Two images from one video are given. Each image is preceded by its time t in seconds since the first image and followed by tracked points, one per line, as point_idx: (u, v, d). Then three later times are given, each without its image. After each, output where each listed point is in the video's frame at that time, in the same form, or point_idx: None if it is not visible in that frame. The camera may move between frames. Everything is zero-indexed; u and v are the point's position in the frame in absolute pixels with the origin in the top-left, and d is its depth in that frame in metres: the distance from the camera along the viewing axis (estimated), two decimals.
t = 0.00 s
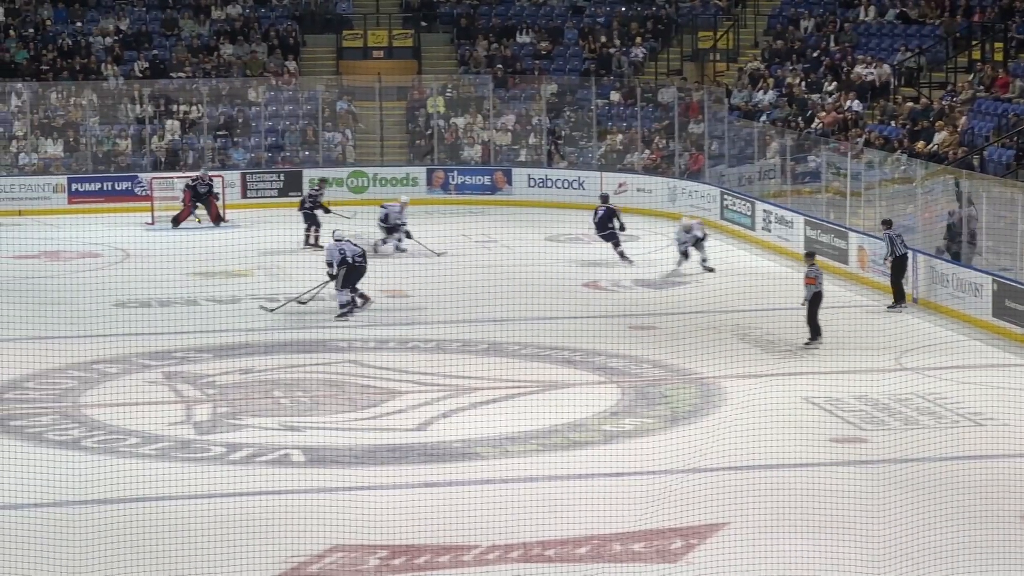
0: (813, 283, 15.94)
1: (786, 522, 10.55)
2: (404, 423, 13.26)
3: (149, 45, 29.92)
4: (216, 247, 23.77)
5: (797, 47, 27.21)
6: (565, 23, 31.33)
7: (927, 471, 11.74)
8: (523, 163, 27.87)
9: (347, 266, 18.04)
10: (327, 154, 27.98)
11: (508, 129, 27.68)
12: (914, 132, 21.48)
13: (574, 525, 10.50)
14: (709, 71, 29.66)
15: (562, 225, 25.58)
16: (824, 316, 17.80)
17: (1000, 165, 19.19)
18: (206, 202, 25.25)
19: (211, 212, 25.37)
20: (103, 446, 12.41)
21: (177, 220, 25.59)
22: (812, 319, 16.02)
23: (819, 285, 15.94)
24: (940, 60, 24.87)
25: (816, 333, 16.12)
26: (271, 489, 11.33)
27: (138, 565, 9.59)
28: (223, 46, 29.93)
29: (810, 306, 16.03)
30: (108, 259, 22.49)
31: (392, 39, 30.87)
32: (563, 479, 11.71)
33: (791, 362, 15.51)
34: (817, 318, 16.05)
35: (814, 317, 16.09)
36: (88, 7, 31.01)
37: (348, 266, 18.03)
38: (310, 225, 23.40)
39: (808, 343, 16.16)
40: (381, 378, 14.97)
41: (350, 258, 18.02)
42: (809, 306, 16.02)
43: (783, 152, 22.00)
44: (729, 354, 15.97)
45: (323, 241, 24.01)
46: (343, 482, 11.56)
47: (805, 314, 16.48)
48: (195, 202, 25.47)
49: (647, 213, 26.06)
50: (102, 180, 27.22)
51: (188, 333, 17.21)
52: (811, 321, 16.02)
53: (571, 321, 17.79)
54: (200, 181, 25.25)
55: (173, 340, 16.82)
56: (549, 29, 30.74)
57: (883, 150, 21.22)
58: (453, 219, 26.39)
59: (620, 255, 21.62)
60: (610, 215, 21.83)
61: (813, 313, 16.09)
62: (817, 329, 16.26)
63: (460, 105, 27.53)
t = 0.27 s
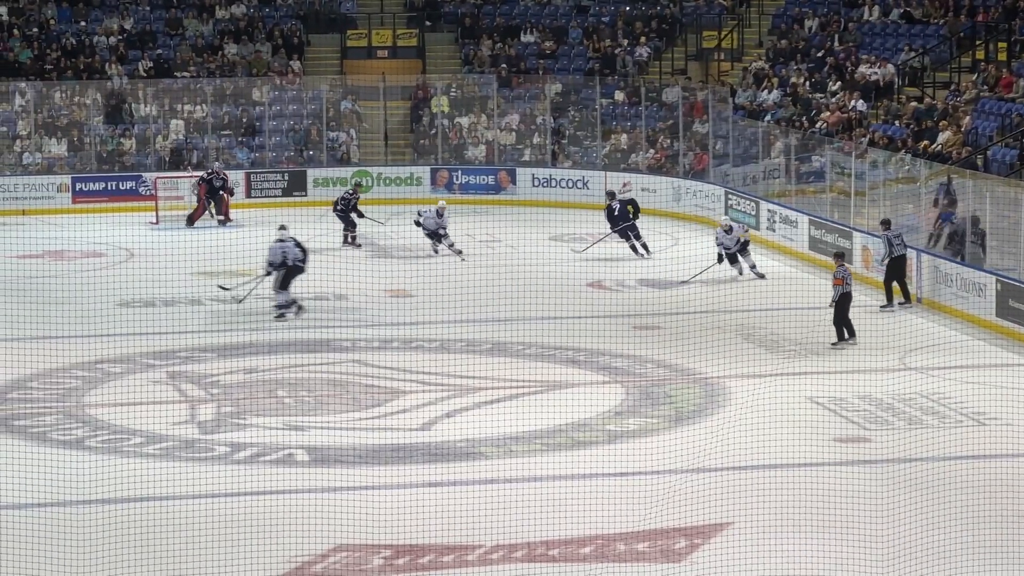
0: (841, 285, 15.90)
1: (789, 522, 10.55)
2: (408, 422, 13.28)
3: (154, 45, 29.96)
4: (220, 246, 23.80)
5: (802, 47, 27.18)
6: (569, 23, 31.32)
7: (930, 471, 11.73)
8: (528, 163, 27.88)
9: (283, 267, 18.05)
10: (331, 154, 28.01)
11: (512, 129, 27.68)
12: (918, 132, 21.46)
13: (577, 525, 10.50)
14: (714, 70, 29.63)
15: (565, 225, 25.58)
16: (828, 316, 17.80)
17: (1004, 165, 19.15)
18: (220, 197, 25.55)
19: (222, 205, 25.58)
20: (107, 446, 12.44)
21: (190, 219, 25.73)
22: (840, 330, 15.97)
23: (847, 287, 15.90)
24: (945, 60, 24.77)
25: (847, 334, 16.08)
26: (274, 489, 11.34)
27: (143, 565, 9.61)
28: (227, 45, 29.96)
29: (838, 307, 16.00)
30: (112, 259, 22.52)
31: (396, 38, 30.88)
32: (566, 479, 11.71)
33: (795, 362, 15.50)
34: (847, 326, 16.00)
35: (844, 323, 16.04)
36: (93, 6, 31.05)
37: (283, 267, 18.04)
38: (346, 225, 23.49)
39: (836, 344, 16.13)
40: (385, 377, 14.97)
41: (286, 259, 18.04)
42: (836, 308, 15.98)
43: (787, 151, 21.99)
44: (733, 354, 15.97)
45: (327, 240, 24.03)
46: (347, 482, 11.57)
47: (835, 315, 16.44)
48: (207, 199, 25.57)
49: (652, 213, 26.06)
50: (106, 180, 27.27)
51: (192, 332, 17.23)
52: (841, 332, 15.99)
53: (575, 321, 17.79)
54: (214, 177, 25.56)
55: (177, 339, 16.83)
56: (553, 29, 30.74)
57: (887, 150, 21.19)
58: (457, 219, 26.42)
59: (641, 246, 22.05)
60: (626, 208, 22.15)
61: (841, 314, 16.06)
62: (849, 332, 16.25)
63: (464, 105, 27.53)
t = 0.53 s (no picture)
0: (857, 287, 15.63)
1: (788, 522, 10.55)
2: (406, 422, 13.28)
3: (152, 44, 29.95)
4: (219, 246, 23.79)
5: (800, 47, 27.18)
6: (568, 22, 31.32)
7: (927, 470, 11.74)
8: (526, 163, 27.87)
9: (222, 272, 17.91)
10: (330, 154, 28.04)
11: (511, 129, 27.68)
12: (917, 131, 21.48)
13: (575, 525, 10.50)
14: (712, 70, 29.63)
15: (564, 224, 25.58)
16: (827, 316, 17.80)
17: (1002, 164, 19.17)
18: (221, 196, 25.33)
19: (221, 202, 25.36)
20: (105, 445, 12.45)
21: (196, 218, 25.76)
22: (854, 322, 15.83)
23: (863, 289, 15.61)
24: (943, 60, 24.78)
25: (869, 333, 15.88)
26: (272, 488, 11.34)
27: (141, 565, 9.61)
28: (226, 45, 29.96)
29: (856, 310, 15.77)
30: (111, 258, 22.52)
31: (395, 38, 30.87)
32: (564, 478, 11.71)
33: (794, 362, 15.50)
34: (864, 320, 15.83)
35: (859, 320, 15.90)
36: (91, 6, 31.04)
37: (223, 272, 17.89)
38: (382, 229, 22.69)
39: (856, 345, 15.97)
40: (384, 377, 14.97)
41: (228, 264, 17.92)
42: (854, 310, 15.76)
43: (786, 151, 22.00)
44: (732, 354, 15.97)
45: (325, 240, 24.03)
46: (345, 482, 11.57)
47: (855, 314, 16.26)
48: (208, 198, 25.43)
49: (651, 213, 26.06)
50: (104, 180, 27.26)
51: (191, 332, 17.23)
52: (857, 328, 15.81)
53: (574, 321, 17.79)
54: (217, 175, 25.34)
55: (176, 339, 16.84)
56: (552, 29, 30.75)
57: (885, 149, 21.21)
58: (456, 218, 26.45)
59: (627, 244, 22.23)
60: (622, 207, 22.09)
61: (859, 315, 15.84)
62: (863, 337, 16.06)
63: (463, 104, 27.55)
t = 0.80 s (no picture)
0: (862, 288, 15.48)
1: (785, 521, 10.55)
2: (403, 421, 13.28)
3: (149, 43, 29.94)
4: (216, 245, 23.79)
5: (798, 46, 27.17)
6: (565, 22, 31.33)
7: (924, 469, 11.75)
8: (523, 162, 27.88)
9: (162, 270, 18.19)
10: (327, 153, 28.06)
11: (508, 128, 27.68)
12: (913, 130, 21.49)
13: (572, 524, 10.50)
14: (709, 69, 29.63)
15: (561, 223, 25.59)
16: (824, 315, 17.81)
17: (998, 164, 19.19)
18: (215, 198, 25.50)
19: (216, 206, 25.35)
20: (102, 444, 12.44)
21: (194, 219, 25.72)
22: (865, 317, 15.58)
23: (869, 290, 15.45)
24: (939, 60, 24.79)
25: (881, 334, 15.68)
26: (269, 487, 11.34)
27: (138, 564, 9.61)
28: (223, 44, 29.95)
29: (864, 311, 15.60)
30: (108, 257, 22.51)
31: (392, 37, 30.87)
32: (562, 477, 11.71)
33: (791, 361, 15.51)
34: (875, 316, 15.60)
35: (869, 316, 15.68)
36: (88, 5, 31.02)
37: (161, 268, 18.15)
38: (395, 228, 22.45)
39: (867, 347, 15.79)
40: (381, 376, 14.97)
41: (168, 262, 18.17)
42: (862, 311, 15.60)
43: (783, 150, 22.01)
44: (729, 353, 15.97)
45: (323, 239, 24.03)
46: (342, 480, 11.56)
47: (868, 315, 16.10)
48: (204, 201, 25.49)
49: (648, 212, 26.08)
50: (100, 179, 27.19)
51: (187, 331, 17.21)
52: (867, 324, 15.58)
53: (571, 320, 17.79)
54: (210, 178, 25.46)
55: (173, 338, 16.83)
56: (549, 28, 30.76)
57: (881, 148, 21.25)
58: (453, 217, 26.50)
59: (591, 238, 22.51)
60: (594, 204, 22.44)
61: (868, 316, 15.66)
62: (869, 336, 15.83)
63: (460, 103, 27.56)
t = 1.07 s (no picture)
0: (861, 288, 15.41)
1: (782, 520, 10.55)
2: (400, 419, 13.27)
3: (146, 42, 29.91)
4: (213, 244, 23.76)
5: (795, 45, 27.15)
6: (562, 20, 31.33)
7: (921, 467, 11.75)
8: (520, 161, 27.88)
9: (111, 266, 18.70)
10: (324, 152, 28.04)
11: (505, 126, 27.67)
12: (911, 129, 21.46)
13: (570, 523, 10.49)
14: (706, 68, 29.63)
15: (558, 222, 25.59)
16: (820, 313, 17.82)
17: (995, 163, 19.22)
18: (206, 199, 25.53)
19: (210, 210, 25.44)
20: (98, 444, 12.42)
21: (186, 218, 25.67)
22: (865, 316, 15.48)
23: (868, 290, 15.39)
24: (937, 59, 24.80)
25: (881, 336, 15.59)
26: (266, 486, 11.33)
27: (134, 564, 9.58)
28: (219, 43, 29.93)
29: (863, 313, 15.52)
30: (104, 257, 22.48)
31: (389, 36, 30.86)
32: (559, 476, 11.70)
33: (788, 360, 15.51)
34: (877, 316, 15.51)
35: (869, 317, 15.60)
36: (84, 3, 30.97)
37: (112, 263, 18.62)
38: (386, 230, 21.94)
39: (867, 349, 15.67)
40: (378, 375, 14.95)
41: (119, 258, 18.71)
42: (862, 312, 15.51)
43: (780, 148, 22.02)
44: (726, 351, 15.98)
45: (319, 238, 24.02)
46: (338, 479, 11.56)
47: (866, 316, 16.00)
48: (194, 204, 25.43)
49: (644, 211, 26.09)
50: (97, 178, 27.20)
51: (183, 330, 17.20)
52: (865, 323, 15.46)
53: (567, 318, 17.79)
54: (202, 180, 25.42)
55: (169, 337, 16.80)
56: (546, 27, 30.75)
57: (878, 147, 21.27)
58: (450, 216, 26.49)
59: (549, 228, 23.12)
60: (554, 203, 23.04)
61: (868, 316, 15.57)
62: (868, 337, 15.74)
63: (457, 102, 27.48)
